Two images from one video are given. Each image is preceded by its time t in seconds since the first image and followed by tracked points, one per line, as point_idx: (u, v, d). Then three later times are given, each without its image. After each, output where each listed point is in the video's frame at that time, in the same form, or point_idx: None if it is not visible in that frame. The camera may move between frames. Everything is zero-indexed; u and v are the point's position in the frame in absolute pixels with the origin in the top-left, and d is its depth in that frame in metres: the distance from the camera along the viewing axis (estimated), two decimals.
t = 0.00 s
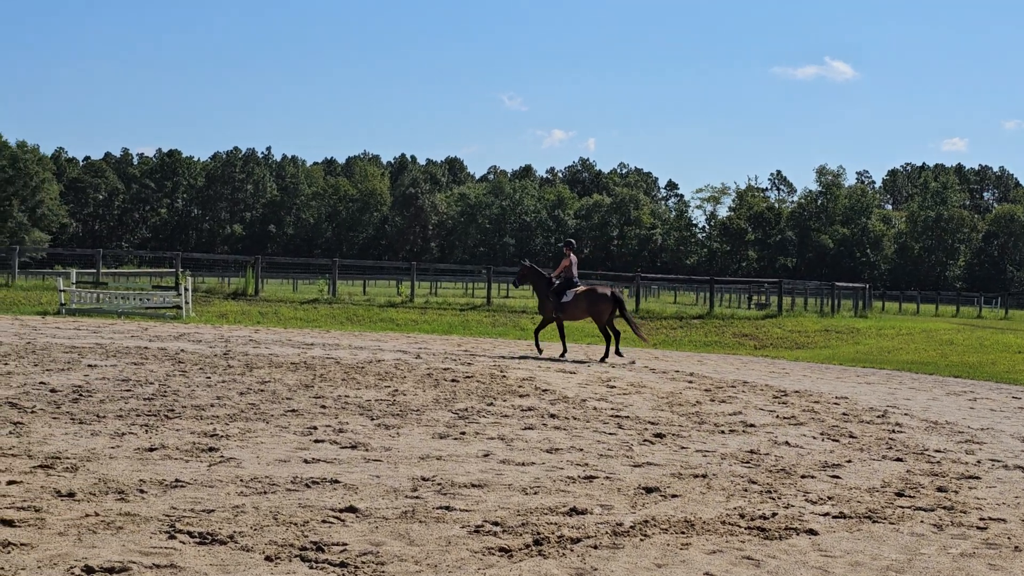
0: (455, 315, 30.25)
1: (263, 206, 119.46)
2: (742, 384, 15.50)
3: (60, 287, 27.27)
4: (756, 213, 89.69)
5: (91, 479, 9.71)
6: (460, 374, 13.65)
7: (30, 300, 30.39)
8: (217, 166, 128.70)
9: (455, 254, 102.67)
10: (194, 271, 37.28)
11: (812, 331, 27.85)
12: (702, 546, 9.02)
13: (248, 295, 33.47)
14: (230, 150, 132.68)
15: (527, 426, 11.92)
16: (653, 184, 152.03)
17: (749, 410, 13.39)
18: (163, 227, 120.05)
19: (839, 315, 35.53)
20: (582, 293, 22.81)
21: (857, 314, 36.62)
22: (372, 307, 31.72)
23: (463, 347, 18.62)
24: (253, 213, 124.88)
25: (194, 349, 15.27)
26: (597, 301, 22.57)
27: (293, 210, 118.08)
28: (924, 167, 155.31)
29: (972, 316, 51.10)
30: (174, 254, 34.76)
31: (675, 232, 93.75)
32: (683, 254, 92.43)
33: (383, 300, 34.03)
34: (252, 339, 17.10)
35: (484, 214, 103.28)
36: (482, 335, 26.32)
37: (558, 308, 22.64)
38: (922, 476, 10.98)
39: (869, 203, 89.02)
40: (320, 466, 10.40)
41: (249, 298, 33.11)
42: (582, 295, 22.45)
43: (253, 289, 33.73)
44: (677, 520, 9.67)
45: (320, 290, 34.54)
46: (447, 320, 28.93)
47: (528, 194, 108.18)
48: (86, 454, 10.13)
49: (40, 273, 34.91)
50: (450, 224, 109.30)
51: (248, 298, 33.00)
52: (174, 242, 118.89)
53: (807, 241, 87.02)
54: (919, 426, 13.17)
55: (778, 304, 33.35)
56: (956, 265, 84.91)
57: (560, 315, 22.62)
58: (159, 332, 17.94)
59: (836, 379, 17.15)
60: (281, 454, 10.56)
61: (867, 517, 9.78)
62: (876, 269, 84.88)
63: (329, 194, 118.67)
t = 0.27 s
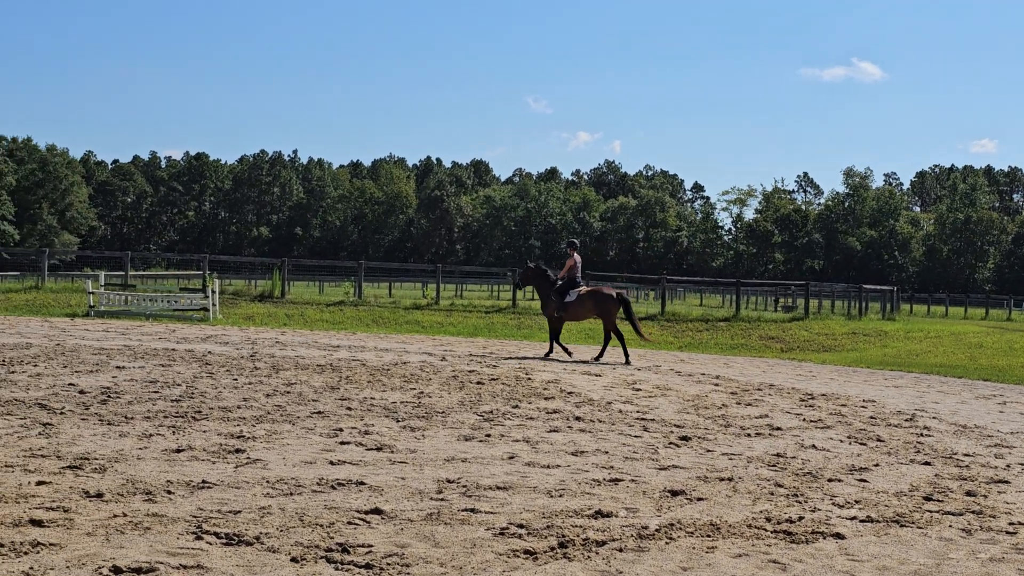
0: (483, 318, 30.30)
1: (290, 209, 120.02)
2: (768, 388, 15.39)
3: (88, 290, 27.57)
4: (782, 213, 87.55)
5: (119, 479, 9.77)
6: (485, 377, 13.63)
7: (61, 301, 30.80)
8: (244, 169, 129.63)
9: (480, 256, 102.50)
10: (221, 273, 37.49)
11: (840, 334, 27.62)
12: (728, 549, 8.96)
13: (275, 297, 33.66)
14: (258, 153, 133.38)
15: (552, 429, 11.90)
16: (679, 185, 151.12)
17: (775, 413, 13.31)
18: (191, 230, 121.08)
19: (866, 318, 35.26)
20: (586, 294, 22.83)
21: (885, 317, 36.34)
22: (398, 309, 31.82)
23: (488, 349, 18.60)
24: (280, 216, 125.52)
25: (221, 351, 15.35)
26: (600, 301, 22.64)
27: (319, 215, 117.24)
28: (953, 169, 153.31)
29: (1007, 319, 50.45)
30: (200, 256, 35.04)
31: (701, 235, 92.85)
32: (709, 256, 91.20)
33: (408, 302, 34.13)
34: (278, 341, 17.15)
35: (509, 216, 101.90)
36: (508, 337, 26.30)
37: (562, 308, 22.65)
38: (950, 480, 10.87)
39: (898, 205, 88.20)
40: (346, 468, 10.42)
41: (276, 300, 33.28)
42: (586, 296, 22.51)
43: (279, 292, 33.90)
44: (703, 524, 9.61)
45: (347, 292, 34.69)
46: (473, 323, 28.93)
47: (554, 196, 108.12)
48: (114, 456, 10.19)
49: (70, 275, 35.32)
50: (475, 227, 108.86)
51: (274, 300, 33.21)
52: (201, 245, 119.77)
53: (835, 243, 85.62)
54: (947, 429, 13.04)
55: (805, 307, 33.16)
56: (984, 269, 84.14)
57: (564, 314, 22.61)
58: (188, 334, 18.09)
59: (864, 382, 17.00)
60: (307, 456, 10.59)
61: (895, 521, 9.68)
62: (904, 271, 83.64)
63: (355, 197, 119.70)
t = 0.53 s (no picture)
0: (513, 319, 30.33)
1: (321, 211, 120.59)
2: (798, 391, 15.29)
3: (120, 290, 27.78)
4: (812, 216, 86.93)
5: (150, 479, 9.82)
6: (513, 378, 13.63)
7: (93, 303, 31.10)
8: (274, 171, 130.69)
9: (508, 257, 101.96)
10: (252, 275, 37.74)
11: (872, 337, 27.42)
12: (758, 553, 8.89)
13: (305, 298, 33.84)
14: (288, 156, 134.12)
15: (580, 431, 11.89)
16: (708, 187, 150.24)
17: (805, 416, 13.23)
18: (222, 232, 122.86)
19: (898, 320, 35.03)
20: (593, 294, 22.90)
21: (917, 320, 36.10)
22: (427, 311, 31.94)
23: (516, 351, 18.61)
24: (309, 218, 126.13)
25: (251, 352, 15.42)
26: (608, 301, 22.77)
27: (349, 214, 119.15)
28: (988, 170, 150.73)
29: None
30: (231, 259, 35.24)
31: (731, 237, 92.02)
32: (738, 258, 91.18)
33: (437, 304, 34.24)
34: (308, 342, 17.23)
35: (537, 218, 101.65)
36: (536, 339, 26.30)
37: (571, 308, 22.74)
38: (983, 485, 10.75)
39: (929, 207, 85.30)
40: (375, 469, 10.44)
41: (305, 301, 33.48)
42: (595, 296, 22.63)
43: (309, 293, 34.07)
44: (733, 527, 9.55)
45: (375, 294, 34.80)
46: (503, 325, 28.97)
47: (583, 198, 108.28)
48: (146, 455, 10.26)
49: (102, 276, 35.61)
50: (504, 228, 107.43)
51: (304, 302, 33.36)
52: (232, 246, 121.93)
53: (864, 245, 83.80)
54: (980, 434, 12.90)
55: (836, 309, 32.97)
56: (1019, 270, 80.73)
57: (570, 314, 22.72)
58: (220, 335, 18.22)
59: (895, 386, 16.85)
60: (336, 457, 10.62)
61: (926, 525, 9.59)
62: (936, 273, 80.54)
63: (384, 199, 120.15)
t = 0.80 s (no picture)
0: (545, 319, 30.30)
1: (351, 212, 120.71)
2: (830, 393, 15.20)
3: (154, 290, 28.06)
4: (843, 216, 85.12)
5: (184, 477, 9.87)
6: (544, 379, 13.61)
7: (127, 301, 31.35)
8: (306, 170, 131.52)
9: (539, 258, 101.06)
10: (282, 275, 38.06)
11: (905, 339, 27.17)
12: (790, 555, 8.82)
13: (335, 298, 34.14)
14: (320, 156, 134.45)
15: (611, 432, 11.86)
16: (739, 188, 148.98)
17: (838, 419, 13.15)
18: (253, 232, 123.49)
19: (931, 323, 34.78)
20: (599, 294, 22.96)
21: (950, 322, 35.86)
22: (457, 311, 32.05)
23: (545, 351, 18.61)
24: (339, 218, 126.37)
25: (282, 351, 15.49)
26: (614, 301, 22.86)
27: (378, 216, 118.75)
28: None
29: None
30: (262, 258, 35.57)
31: (761, 237, 89.69)
32: (768, 259, 87.14)
33: (466, 304, 34.33)
34: (339, 342, 17.30)
35: (568, 218, 102.06)
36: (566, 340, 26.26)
37: (577, 309, 22.84)
38: (1019, 489, 10.62)
39: (963, 207, 83.67)
40: (406, 469, 10.44)
41: (335, 301, 33.76)
42: (600, 296, 22.73)
43: (339, 293, 34.36)
44: (765, 530, 9.49)
45: (405, 293, 34.99)
46: (533, 325, 28.96)
47: (613, 199, 108.35)
48: (180, 453, 10.32)
49: (135, 275, 36.16)
50: (534, 229, 105.61)
51: (335, 301, 33.59)
52: (263, 246, 121.30)
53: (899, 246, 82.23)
54: (1016, 437, 12.77)
55: (868, 311, 32.87)
56: None
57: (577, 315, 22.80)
58: (255, 333, 18.33)
59: (928, 388, 16.72)
60: (367, 456, 10.64)
61: (962, 530, 9.48)
62: (970, 275, 79.26)
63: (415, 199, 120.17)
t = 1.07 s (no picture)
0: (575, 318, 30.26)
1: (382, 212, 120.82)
2: (862, 394, 15.09)
3: (187, 288, 28.25)
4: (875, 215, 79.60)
5: (217, 474, 9.92)
6: (574, 379, 13.61)
7: (160, 300, 31.56)
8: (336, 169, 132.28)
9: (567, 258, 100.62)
10: (312, 273, 38.46)
11: (936, 340, 26.95)
12: (823, 557, 8.75)
13: (365, 296, 34.54)
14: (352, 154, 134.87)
15: (641, 431, 11.83)
16: (768, 188, 148.06)
17: (869, 420, 13.06)
18: (284, 230, 123.71)
19: (964, 324, 34.49)
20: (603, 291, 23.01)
21: (984, 323, 35.58)
22: (486, 310, 32.15)
23: (574, 351, 18.60)
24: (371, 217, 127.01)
25: (313, 349, 15.54)
26: (618, 297, 22.90)
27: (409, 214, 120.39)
28: None
29: None
30: (292, 257, 35.79)
31: (791, 238, 87.07)
32: (799, 258, 85.12)
33: (496, 303, 34.41)
34: (369, 340, 17.34)
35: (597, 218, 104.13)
36: (596, 339, 26.19)
37: (582, 304, 22.89)
38: None
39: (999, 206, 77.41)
40: (437, 467, 10.45)
41: (365, 299, 34.12)
42: (605, 293, 22.81)
43: (369, 291, 34.77)
44: (798, 531, 9.42)
45: (435, 292, 35.19)
46: (563, 324, 28.95)
47: (642, 199, 108.28)
48: (212, 451, 10.37)
49: (168, 273, 36.71)
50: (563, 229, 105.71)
51: (364, 300, 33.78)
52: (294, 244, 121.27)
53: (931, 246, 76.64)
54: None
55: (900, 312, 32.61)
56: None
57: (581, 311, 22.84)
58: (290, 331, 18.45)
59: (963, 390, 16.56)
60: (398, 455, 10.66)
61: (996, 533, 9.37)
62: (1005, 275, 72.28)
63: (445, 198, 120.36)
